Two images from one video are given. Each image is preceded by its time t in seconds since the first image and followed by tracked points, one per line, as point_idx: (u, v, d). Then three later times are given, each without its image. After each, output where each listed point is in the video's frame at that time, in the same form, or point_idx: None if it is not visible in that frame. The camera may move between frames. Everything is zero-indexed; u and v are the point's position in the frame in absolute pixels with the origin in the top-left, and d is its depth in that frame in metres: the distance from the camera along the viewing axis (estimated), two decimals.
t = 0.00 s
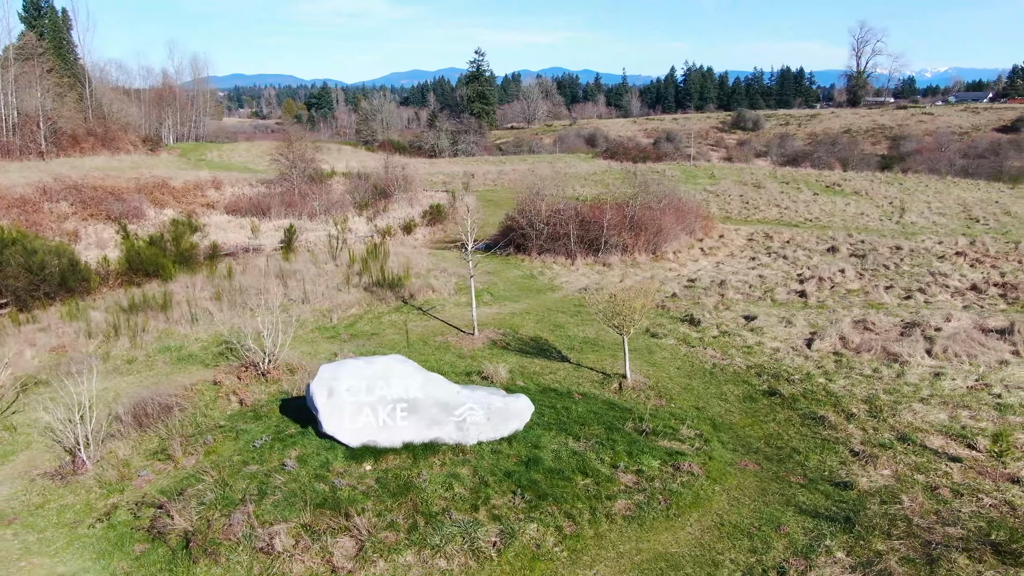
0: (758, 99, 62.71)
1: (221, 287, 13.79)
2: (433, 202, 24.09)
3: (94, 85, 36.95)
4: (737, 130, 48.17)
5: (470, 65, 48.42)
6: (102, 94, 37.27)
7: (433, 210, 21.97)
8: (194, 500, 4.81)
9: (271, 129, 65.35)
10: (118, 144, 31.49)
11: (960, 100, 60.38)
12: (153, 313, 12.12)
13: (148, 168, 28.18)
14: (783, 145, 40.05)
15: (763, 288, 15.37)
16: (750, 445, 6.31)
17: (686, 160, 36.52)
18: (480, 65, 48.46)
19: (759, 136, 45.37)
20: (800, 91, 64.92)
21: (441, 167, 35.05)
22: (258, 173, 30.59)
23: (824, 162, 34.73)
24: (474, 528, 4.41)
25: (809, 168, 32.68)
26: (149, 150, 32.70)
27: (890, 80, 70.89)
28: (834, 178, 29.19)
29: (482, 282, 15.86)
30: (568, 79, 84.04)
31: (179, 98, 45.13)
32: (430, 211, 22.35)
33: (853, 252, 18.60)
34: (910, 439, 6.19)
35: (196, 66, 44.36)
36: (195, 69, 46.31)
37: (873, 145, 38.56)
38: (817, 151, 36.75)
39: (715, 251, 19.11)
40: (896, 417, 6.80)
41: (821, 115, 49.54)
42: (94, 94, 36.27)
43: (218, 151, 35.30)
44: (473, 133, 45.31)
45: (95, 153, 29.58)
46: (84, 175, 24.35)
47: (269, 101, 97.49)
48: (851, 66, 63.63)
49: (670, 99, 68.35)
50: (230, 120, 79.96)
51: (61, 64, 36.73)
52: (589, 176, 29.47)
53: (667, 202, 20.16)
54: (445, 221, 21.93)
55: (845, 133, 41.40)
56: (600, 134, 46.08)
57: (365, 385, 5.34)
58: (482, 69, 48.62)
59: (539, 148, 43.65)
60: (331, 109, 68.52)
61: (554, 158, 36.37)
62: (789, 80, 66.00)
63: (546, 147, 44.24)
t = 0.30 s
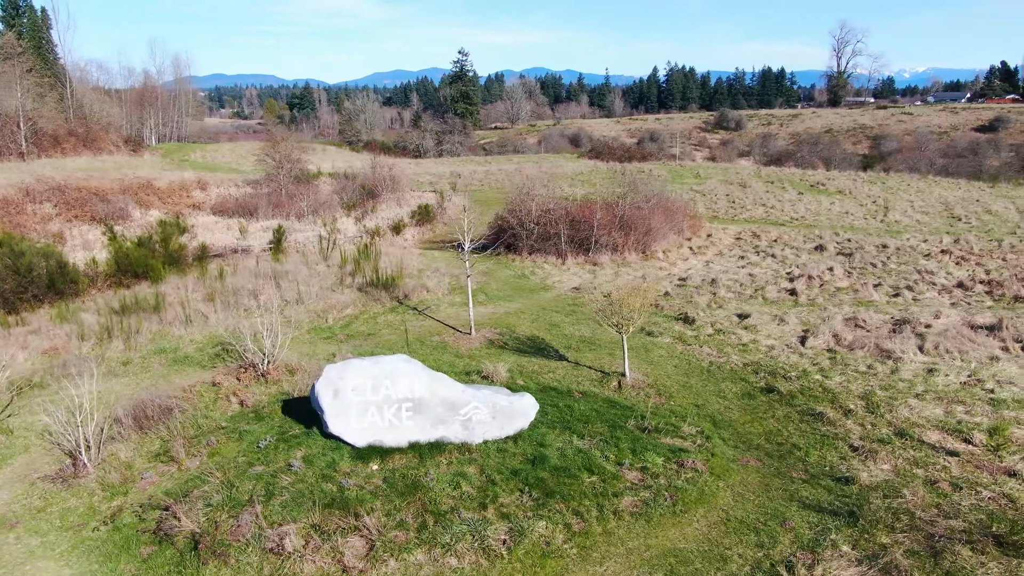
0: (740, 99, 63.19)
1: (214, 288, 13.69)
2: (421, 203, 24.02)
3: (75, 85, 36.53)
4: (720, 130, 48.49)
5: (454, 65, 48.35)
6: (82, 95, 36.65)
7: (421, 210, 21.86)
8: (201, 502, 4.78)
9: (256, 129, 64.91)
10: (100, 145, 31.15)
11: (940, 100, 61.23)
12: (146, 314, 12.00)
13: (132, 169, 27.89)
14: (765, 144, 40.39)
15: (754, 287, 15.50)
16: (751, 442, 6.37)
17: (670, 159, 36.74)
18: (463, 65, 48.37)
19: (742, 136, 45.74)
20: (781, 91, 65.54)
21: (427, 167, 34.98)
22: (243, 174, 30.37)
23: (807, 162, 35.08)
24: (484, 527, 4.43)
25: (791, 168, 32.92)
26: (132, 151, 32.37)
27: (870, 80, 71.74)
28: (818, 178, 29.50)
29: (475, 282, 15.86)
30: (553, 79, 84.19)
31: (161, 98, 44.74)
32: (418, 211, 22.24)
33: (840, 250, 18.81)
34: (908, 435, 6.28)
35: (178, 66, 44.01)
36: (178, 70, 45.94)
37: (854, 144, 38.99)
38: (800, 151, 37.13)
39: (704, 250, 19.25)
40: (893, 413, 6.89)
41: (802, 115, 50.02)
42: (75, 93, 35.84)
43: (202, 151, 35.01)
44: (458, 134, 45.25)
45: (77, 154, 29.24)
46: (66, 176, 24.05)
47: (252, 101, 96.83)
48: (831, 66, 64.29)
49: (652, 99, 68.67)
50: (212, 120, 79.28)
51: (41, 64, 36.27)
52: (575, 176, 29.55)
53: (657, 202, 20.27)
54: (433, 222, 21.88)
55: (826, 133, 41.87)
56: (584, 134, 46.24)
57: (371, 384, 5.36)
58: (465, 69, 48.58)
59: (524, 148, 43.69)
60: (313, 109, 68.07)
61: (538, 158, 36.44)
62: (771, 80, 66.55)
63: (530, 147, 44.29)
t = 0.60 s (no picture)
0: (723, 100, 63.61)
1: (206, 289, 13.58)
2: (410, 202, 23.98)
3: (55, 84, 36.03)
4: (704, 130, 48.72)
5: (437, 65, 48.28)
6: (63, 95, 36.10)
7: (411, 210, 21.80)
8: (208, 503, 4.76)
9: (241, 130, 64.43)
10: (82, 146, 30.76)
11: (920, 100, 62.07)
12: (140, 315, 11.89)
13: (115, 170, 27.57)
14: (749, 143, 40.70)
15: (746, 285, 15.61)
16: (752, 438, 6.43)
17: (655, 159, 36.92)
18: (447, 65, 48.29)
19: (726, 135, 46.07)
20: (763, 91, 66.11)
21: (413, 167, 34.90)
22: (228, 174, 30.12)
23: (792, 161, 35.40)
24: (493, 524, 4.46)
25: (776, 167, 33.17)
26: (114, 151, 31.99)
27: (852, 80, 72.57)
28: (804, 177, 29.79)
29: (470, 281, 15.86)
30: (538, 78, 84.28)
31: (144, 98, 44.30)
32: (407, 211, 22.16)
33: (828, 248, 19.01)
34: (906, 430, 6.37)
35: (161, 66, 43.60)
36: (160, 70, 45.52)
37: (837, 144, 39.40)
38: (784, 151, 37.47)
39: (694, 250, 19.37)
40: (890, 408, 6.99)
41: (785, 114, 50.42)
42: (57, 94, 35.38)
43: (186, 152, 34.69)
44: (443, 134, 45.14)
45: (58, 154, 28.85)
46: (49, 177, 23.71)
47: (234, 100, 96.21)
48: (813, 66, 64.88)
49: (636, 99, 68.97)
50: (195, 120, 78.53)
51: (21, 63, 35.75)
52: (563, 176, 29.62)
53: (646, 201, 20.37)
54: (422, 222, 21.85)
55: (809, 133, 42.29)
56: (569, 134, 46.35)
57: (377, 383, 5.37)
58: (449, 69, 48.54)
59: (510, 148, 43.71)
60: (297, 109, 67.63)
61: (523, 158, 36.46)
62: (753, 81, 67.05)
63: (516, 147, 44.32)
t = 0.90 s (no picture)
0: (706, 100, 64.07)
1: (200, 290, 13.48)
2: (401, 202, 23.94)
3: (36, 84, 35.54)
4: (688, 129, 48.92)
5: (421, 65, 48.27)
6: (45, 96, 35.68)
7: (402, 210, 21.74)
8: (216, 503, 4.75)
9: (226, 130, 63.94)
10: (65, 146, 30.38)
11: (902, 100, 62.88)
12: (134, 317, 11.78)
13: (99, 170, 27.24)
14: (733, 143, 40.99)
15: (738, 284, 15.72)
16: (753, 434, 6.49)
17: (641, 158, 37.07)
18: (432, 65, 48.27)
19: (711, 135, 46.37)
20: (745, 91, 66.67)
21: (400, 167, 34.81)
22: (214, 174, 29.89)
23: (777, 160, 35.69)
24: (503, 521, 4.48)
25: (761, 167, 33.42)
26: (97, 152, 31.62)
27: (834, 80, 73.35)
28: (790, 176, 30.06)
29: (464, 281, 15.86)
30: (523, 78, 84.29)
31: (127, 98, 43.85)
32: (397, 211, 22.09)
33: (817, 247, 19.21)
34: (905, 425, 6.47)
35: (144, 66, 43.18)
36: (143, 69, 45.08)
37: (820, 144, 39.81)
38: (770, 150, 37.77)
39: (684, 248, 19.48)
40: (888, 404, 7.09)
41: (769, 114, 50.80)
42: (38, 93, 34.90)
43: (171, 152, 34.37)
44: (429, 134, 45.06)
45: (39, 155, 28.47)
46: (32, 178, 23.38)
47: (217, 100, 95.47)
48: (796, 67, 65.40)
49: (620, 99, 69.20)
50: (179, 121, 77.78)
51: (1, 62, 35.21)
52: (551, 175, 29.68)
53: (637, 201, 20.46)
54: (412, 222, 21.79)
55: (793, 132, 42.68)
56: (554, 134, 46.46)
57: (384, 383, 5.38)
58: (433, 69, 48.52)
59: (496, 148, 43.73)
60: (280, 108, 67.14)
61: (510, 158, 36.49)
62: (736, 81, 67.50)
63: (502, 146, 44.34)
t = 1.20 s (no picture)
0: (689, 100, 64.45)
1: (194, 291, 13.38)
2: (391, 203, 23.89)
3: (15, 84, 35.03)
4: (672, 129, 49.09)
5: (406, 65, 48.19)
6: (25, 96, 35.14)
7: (392, 210, 21.70)
8: (224, 504, 4.74)
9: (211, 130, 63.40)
10: (47, 146, 29.98)
11: (883, 100, 63.61)
12: (128, 318, 11.68)
13: (83, 171, 26.91)
14: (717, 142, 41.24)
15: (730, 282, 15.81)
16: (754, 431, 6.56)
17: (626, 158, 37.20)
18: (416, 65, 48.22)
19: (695, 134, 46.63)
20: (728, 91, 67.16)
21: (387, 167, 34.71)
22: (200, 175, 29.63)
23: (761, 159, 35.96)
24: (513, 519, 4.51)
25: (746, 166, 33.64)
26: (80, 152, 31.23)
27: (817, 80, 74.03)
28: (776, 175, 30.31)
29: (458, 281, 15.86)
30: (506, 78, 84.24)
31: (110, 99, 43.35)
32: (387, 211, 22.04)
33: (805, 246, 19.39)
34: (902, 420, 6.56)
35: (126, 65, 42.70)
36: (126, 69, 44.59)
37: (804, 143, 40.18)
38: (754, 149, 38.05)
39: (675, 247, 19.58)
40: (885, 400, 7.18)
41: (755, 114, 51.19)
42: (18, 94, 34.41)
43: (155, 153, 34.04)
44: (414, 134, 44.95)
45: (20, 156, 28.06)
46: (15, 179, 23.06)
47: (200, 100, 94.57)
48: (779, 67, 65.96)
49: (604, 98, 69.34)
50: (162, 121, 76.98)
51: None
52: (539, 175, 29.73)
53: (627, 201, 20.55)
54: (402, 221, 21.76)
55: (776, 132, 43.03)
56: (539, 134, 46.54)
57: (390, 381, 5.41)
58: (417, 69, 48.47)
59: (482, 147, 43.72)
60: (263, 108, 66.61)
61: (498, 158, 36.49)
62: (720, 81, 67.92)
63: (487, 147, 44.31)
